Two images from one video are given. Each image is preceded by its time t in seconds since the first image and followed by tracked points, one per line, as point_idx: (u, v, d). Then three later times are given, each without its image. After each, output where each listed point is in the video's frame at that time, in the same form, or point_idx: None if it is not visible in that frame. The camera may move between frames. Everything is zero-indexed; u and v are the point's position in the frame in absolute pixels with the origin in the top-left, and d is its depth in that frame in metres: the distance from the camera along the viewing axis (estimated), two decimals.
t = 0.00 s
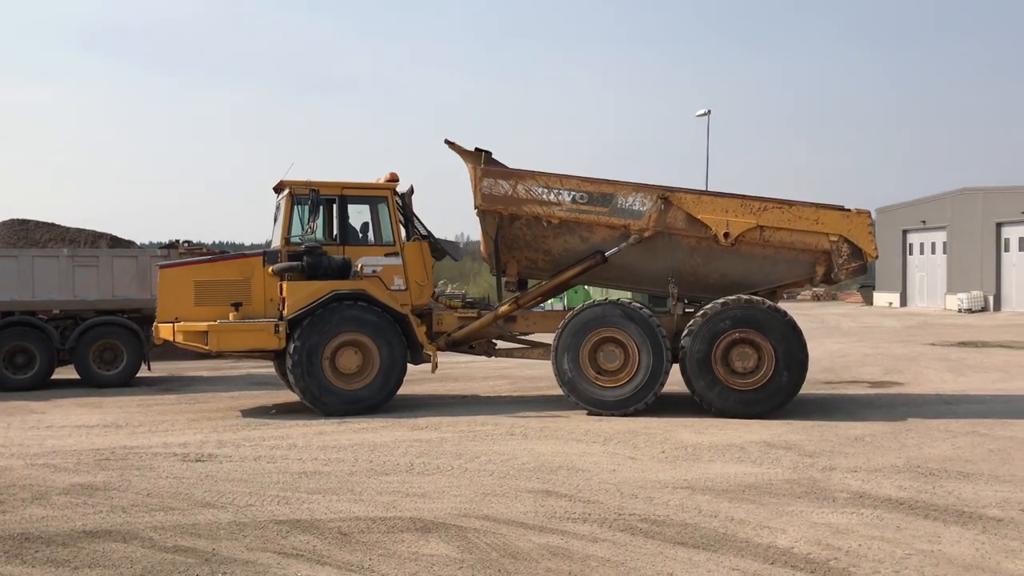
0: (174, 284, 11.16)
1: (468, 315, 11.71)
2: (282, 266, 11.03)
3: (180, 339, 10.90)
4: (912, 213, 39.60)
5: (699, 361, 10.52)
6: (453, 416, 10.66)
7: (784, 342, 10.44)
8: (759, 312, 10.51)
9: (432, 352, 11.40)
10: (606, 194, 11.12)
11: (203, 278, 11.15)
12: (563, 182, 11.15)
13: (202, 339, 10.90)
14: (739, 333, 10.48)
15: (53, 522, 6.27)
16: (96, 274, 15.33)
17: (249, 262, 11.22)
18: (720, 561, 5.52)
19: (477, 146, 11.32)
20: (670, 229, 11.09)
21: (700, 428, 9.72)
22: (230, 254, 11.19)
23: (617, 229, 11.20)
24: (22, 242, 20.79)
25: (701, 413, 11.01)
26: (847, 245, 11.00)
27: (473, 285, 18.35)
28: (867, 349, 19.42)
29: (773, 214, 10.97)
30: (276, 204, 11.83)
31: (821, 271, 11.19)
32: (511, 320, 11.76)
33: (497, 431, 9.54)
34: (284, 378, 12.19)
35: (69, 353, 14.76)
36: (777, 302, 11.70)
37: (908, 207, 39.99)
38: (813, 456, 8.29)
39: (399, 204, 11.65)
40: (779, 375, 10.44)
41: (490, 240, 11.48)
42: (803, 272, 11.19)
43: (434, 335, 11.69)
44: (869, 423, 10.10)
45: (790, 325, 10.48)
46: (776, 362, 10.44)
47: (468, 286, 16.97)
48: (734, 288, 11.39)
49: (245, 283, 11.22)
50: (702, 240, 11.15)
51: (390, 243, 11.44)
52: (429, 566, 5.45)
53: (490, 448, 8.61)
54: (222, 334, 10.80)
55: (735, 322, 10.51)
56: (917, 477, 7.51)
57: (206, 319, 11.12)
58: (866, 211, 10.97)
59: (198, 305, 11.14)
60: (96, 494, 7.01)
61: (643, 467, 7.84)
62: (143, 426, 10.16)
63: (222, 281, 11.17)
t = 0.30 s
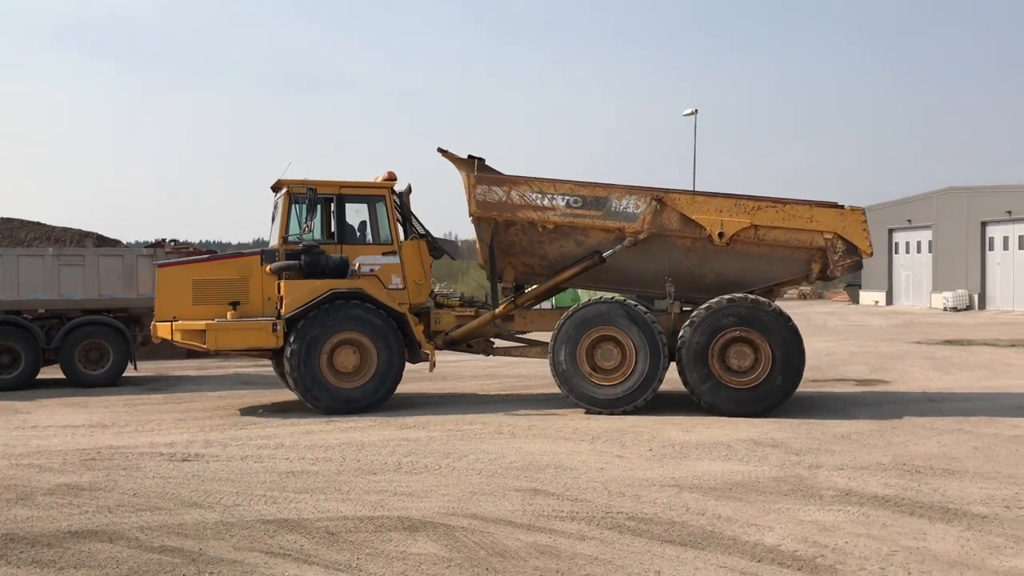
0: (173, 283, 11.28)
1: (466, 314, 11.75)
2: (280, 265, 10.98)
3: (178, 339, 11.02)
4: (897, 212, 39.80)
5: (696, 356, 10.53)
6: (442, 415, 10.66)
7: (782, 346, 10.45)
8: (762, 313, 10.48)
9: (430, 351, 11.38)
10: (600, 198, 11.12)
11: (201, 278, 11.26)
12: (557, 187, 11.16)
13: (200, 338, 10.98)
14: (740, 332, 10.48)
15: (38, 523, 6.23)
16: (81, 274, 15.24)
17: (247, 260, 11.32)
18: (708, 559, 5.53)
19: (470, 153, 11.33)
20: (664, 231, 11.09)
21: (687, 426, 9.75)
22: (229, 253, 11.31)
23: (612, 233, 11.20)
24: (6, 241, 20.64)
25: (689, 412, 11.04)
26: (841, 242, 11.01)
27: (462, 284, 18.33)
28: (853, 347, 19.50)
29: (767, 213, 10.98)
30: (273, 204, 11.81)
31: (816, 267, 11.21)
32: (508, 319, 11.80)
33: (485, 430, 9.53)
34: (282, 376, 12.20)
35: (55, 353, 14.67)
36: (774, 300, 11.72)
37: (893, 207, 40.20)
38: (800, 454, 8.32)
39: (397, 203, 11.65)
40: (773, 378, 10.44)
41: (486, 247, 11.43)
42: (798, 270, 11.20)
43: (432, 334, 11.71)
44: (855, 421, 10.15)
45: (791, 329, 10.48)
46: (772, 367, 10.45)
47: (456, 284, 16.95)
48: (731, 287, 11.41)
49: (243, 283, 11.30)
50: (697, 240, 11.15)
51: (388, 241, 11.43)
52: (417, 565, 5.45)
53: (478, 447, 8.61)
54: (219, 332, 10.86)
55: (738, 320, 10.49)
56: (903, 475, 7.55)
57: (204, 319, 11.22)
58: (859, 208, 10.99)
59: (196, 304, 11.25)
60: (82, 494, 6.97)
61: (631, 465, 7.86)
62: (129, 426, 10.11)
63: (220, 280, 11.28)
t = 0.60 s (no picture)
0: (171, 282, 11.26)
1: (463, 314, 11.74)
2: (279, 266, 10.97)
3: (177, 338, 11.02)
4: (884, 212, 40.00)
5: (692, 352, 10.53)
6: (430, 415, 10.65)
7: (778, 351, 10.46)
8: (762, 315, 10.49)
9: (429, 350, 11.41)
10: (593, 203, 11.13)
11: (200, 277, 11.27)
12: (549, 193, 11.16)
13: (199, 337, 10.98)
14: (737, 333, 10.48)
15: (22, 524, 6.19)
16: (67, 272, 15.15)
17: (246, 260, 11.34)
18: (695, 559, 5.54)
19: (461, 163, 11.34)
20: (658, 235, 11.09)
21: (674, 426, 9.77)
22: (229, 253, 11.34)
23: (605, 237, 11.22)
24: None
25: (677, 411, 11.06)
26: (834, 240, 10.99)
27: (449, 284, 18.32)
28: (840, 346, 19.57)
29: (760, 214, 10.98)
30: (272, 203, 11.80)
31: (810, 266, 11.24)
32: (506, 318, 11.79)
33: (473, 430, 9.53)
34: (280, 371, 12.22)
35: (40, 353, 14.56)
36: (770, 300, 11.75)
37: (880, 207, 40.39)
38: (787, 453, 8.35)
39: (395, 202, 11.62)
40: (765, 382, 10.43)
41: (480, 254, 11.42)
42: (792, 269, 11.24)
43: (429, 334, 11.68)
44: (842, 420, 10.19)
45: (788, 334, 10.49)
46: (764, 372, 10.45)
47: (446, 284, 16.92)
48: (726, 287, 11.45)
49: (242, 282, 11.32)
50: (691, 242, 11.16)
51: (387, 241, 11.39)
52: (405, 565, 5.44)
53: (466, 447, 8.60)
54: (219, 331, 10.87)
55: (737, 321, 10.49)
56: (889, 474, 7.59)
57: (203, 318, 11.22)
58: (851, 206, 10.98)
59: (195, 303, 11.24)
60: (67, 495, 6.92)
61: (619, 465, 7.86)
62: (115, 427, 10.05)
63: (219, 280, 11.29)
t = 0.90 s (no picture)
0: (176, 284, 11.23)
1: (466, 316, 11.76)
2: (285, 267, 11.05)
3: (182, 340, 10.93)
4: (876, 216, 40.14)
5: (693, 350, 10.54)
6: (423, 417, 10.64)
7: (779, 359, 10.46)
8: (767, 321, 10.49)
9: (432, 352, 11.47)
10: (590, 210, 11.19)
11: (205, 279, 11.26)
12: (546, 202, 11.24)
13: (204, 339, 10.92)
14: (741, 335, 10.49)
15: (14, 526, 6.17)
16: (59, 274, 15.10)
17: (252, 262, 11.34)
18: (688, 561, 5.55)
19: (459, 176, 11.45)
20: (656, 242, 11.12)
21: (667, 428, 9.78)
22: (234, 254, 11.34)
23: (604, 245, 11.23)
24: None
25: (670, 414, 11.07)
26: (833, 241, 10.99)
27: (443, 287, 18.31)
28: (832, 349, 19.62)
29: (757, 216, 11.00)
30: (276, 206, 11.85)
31: (810, 267, 11.21)
32: (507, 321, 11.80)
33: (465, 432, 9.52)
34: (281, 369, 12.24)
35: (31, 354, 14.49)
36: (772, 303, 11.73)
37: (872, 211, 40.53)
38: (779, 456, 8.36)
39: (398, 205, 11.69)
40: (763, 388, 10.43)
41: (481, 265, 11.48)
42: (792, 270, 11.22)
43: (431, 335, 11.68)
44: (835, 423, 10.21)
45: (791, 343, 10.50)
46: (763, 377, 10.45)
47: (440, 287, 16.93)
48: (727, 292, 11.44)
49: (247, 284, 11.34)
50: (690, 247, 11.17)
51: (391, 243, 11.47)
52: (397, 567, 5.44)
53: (459, 450, 8.60)
54: (225, 333, 10.83)
55: (743, 324, 10.50)
56: (881, 476, 7.61)
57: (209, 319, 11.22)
58: (848, 206, 10.99)
59: (200, 305, 11.23)
60: (58, 497, 6.90)
61: (611, 467, 7.87)
62: (107, 429, 10.02)
63: (224, 281, 11.28)
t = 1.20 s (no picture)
0: (185, 287, 11.29)
1: (474, 319, 11.76)
2: (294, 270, 11.01)
3: (191, 341, 11.06)
4: (874, 221, 40.19)
5: (702, 351, 10.53)
6: (422, 420, 10.64)
7: (786, 368, 10.42)
8: (781, 330, 10.44)
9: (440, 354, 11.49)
10: (594, 220, 11.20)
11: (215, 282, 11.30)
12: (551, 214, 11.24)
13: (214, 341, 11.03)
14: (752, 341, 10.46)
15: (13, 528, 6.17)
16: (58, 276, 15.11)
17: (260, 265, 11.37)
18: (686, 565, 5.56)
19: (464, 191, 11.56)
20: (661, 250, 11.10)
21: (666, 432, 9.79)
22: (243, 257, 11.37)
23: (609, 254, 11.24)
24: None
25: (669, 417, 11.08)
26: (839, 245, 10.92)
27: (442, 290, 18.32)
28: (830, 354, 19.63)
29: (762, 221, 10.93)
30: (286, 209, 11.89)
31: (817, 270, 11.17)
32: (514, 325, 11.85)
33: (464, 436, 9.52)
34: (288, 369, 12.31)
35: (30, 356, 14.49)
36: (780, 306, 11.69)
37: (870, 216, 40.58)
38: (778, 460, 8.37)
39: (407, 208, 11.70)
40: (766, 396, 10.42)
41: (487, 278, 11.53)
42: (799, 273, 11.19)
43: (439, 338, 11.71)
44: (833, 427, 10.22)
45: (801, 354, 10.45)
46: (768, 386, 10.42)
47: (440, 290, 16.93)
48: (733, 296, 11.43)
49: (256, 287, 11.37)
50: (696, 254, 11.13)
51: (400, 245, 11.49)
52: (396, 571, 5.44)
53: (458, 453, 8.61)
54: (235, 335, 10.96)
55: (756, 330, 10.46)
56: (880, 481, 7.62)
57: (218, 322, 11.27)
58: (854, 208, 10.91)
59: (210, 307, 11.29)
60: (57, 499, 6.90)
61: (610, 471, 7.88)
62: (106, 431, 10.02)
63: (233, 284, 11.32)
